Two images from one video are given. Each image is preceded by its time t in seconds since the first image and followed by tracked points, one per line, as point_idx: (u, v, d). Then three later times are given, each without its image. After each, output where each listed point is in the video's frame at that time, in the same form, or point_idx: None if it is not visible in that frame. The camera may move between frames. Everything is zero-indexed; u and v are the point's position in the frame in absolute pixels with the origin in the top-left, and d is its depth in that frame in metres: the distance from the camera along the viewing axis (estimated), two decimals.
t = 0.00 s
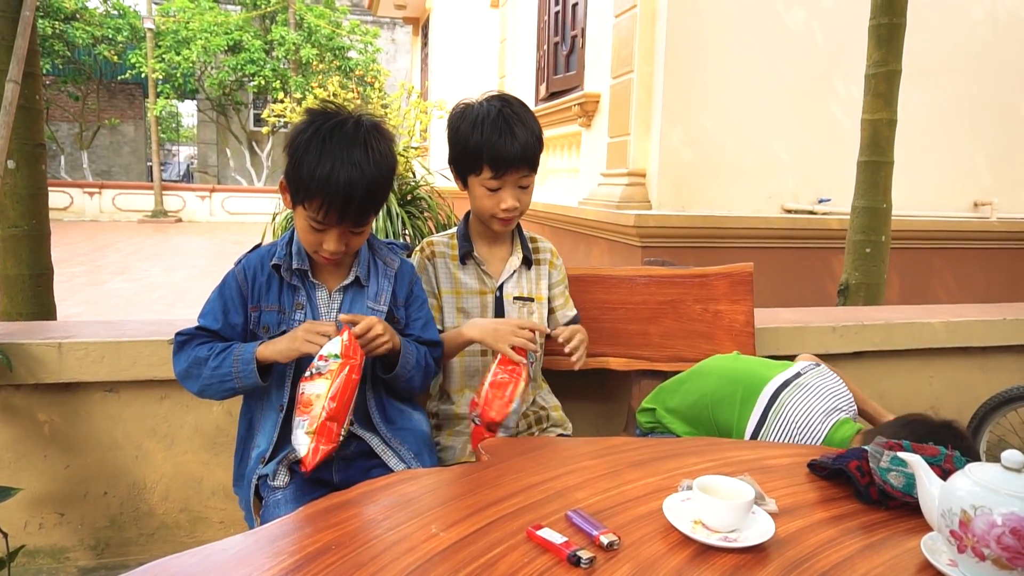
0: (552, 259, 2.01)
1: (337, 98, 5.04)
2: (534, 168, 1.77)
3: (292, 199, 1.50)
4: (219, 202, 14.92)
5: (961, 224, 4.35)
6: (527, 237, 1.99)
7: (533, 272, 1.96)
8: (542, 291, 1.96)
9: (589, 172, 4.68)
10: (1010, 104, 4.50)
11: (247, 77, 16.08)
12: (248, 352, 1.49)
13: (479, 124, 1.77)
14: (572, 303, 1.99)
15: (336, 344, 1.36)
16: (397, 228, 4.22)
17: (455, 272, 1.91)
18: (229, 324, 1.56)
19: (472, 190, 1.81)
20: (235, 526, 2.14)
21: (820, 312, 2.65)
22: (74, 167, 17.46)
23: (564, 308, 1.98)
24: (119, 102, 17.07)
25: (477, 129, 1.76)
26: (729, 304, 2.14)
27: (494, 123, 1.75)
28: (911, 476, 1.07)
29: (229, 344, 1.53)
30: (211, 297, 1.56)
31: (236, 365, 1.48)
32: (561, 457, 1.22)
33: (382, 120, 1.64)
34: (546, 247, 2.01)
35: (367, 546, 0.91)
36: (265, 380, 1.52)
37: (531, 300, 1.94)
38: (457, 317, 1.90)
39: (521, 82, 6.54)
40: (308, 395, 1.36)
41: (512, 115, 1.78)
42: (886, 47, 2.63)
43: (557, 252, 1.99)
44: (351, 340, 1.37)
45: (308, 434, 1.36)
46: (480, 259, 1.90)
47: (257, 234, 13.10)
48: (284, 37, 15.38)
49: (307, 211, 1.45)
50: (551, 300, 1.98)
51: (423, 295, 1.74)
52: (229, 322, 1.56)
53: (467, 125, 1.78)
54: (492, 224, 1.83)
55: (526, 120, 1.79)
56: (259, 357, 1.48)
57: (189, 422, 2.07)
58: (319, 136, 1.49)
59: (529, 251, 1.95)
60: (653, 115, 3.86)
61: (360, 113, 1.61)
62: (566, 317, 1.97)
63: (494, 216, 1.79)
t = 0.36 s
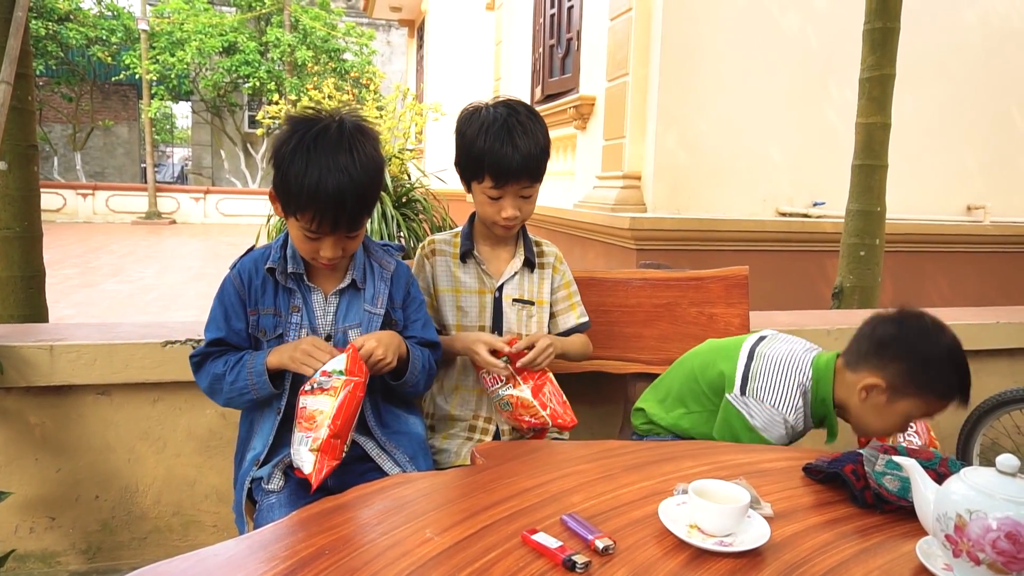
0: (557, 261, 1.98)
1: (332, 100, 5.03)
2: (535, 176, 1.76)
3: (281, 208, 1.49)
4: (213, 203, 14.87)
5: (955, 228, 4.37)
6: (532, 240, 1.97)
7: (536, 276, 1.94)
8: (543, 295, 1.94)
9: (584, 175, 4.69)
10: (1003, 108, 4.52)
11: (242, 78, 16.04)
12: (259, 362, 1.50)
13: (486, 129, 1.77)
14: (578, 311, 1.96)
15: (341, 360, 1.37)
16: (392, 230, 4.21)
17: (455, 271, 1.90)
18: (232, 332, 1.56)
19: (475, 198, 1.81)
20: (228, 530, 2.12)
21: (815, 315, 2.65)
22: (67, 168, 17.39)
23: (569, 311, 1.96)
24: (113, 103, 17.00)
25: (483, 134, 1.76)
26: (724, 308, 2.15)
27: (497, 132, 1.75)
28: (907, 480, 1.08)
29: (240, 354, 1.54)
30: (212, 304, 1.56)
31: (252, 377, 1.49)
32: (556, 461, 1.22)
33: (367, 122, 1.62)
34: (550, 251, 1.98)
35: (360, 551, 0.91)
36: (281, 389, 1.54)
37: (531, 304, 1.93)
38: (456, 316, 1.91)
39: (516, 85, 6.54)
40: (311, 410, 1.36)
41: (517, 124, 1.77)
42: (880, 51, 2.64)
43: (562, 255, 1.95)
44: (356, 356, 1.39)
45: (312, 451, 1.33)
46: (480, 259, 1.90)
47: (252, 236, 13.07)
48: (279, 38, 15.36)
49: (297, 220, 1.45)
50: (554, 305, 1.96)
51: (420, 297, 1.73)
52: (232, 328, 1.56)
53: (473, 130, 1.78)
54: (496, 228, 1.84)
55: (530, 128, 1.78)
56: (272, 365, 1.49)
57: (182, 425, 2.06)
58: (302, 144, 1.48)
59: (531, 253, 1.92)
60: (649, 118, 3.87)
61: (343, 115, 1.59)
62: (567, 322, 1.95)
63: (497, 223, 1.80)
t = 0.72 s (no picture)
0: (554, 259, 1.99)
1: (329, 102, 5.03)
2: (526, 184, 1.75)
3: (272, 220, 1.50)
4: (210, 204, 14.84)
5: (950, 233, 4.38)
6: (528, 242, 1.97)
7: (534, 278, 1.95)
8: (544, 294, 1.95)
9: (582, 179, 4.69)
10: (999, 113, 4.54)
11: (239, 79, 16.03)
12: (263, 368, 1.49)
13: (476, 140, 1.77)
14: (582, 302, 1.96)
15: (349, 364, 1.39)
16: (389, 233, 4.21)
17: (454, 278, 1.90)
18: (233, 334, 1.56)
19: (469, 208, 1.81)
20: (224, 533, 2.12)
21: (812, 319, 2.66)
22: (63, 168, 17.33)
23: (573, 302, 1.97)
24: (109, 104, 16.96)
25: (474, 145, 1.77)
26: (721, 312, 2.15)
27: (487, 142, 1.75)
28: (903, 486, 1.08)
29: (243, 360, 1.53)
30: (213, 305, 1.56)
31: (253, 383, 1.48)
32: (554, 466, 1.22)
33: (352, 129, 1.62)
34: (546, 250, 1.99)
35: (357, 556, 0.91)
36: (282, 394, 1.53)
37: (531, 305, 1.93)
38: (456, 321, 1.91)
39: (514, 88, 6.54)
40: (320, 413, 1.37)
41: (507, 136, 1.76)
42: (876, 56, 2.65)
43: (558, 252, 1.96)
44: (364, 360, 1.40)
45: (325, 456, 1.34)
46: (477, 266, 1.90)
47: (248, 237, 13.04)
48: (276, 40, 15.36)
49: (287, 231, 1.45)
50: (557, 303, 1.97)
51: (420, 301, 1.73)
52: (233, 329, 1.56)
53: (465, 140, 1.79)
54: (490, 237, 1.85)
55: (521, 138, 1.77)
56: (275, 372, 1.48)
57: (178, 427, 2.05)
58: (284, 155, 1.48)
59: (529, 255, 1.93)
60: (646, 122, 3.88)
61: (323, 122, 1.58)
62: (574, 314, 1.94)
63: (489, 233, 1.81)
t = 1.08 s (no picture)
0: (537, 242, 2.01)
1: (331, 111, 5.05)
2: (523, 205, 1.76)
3: (281, 215, 1.49)
4: (211, 212, 14.86)
5: (950, 241, 4.39)
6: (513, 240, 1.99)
7: (526, 273, 1.96)
8: (541, 280, 1.96)
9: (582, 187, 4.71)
10: (998, 122, 4.56)
11: (241, 87, 16.09)
12: (255, 386, 1.49)
13: (474, 157, 1.76)
14: (577, 258, 1.96)
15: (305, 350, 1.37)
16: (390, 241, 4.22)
17: (453, 287, 1.91)
18: (227, 350, 1.57)
19: (464, 227, 1.82)
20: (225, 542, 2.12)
21: (813, 328, 2.66)
22: (65, 175, 17.38)
23: (568, 264, 1.97)
24: (111, 111, 16.99)
25: (471, 165, 1.75)
26: (721, 321, 2.15)
27: (486, 159, 1.76)
28: (904, 497, 1.07)
29: (236, 377, 1.54)
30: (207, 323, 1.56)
31: (248, 403, 1.49)
32: (555, 477, 1.22)
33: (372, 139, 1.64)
34: (528, 239, 2.01)
35: (358, 568, 0.91)
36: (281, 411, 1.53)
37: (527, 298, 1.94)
38: (457, 330, 1.91)
39: (515, 96, 6.57)
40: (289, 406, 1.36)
41: (504, 156, 1.77)
42: (875, 65, 2.66)
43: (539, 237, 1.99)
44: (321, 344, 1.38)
45: (297, 448, 1.33)
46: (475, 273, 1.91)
47: (249, 244, 13.06)
48: (278, 48, 15.44)
49: (297, 227, 1.45)
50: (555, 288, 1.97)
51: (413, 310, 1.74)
52: (227, 346, 1.57)
53: (461, 160, 1.77)
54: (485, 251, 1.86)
55: (516, 160, 1.78)
56: (268, 391, 1.48)
57: (179, 436, 2.05)
58: (308, 153, 1.49)
59: (518, 253, 1.94)
60: (646, 130, 3.89)
61: (346, 129, 1.61)
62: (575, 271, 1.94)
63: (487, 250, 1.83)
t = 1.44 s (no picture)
0: (524, 254, 2.02)
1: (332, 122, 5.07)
2: (511, 224, 1.78)
3: (294, 227, 1.49)
4: (212, 221, 14.88)
5: (950, 251, 4.39)
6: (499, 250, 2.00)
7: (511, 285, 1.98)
8: (526, 294, 1.98)
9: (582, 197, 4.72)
10: (997, 133, 4.57)
11: (242, 98, 16.16)
12: (262, 407, 1.50)
13: (465, 172, 1.77)
14: (567, 276, 1.99)
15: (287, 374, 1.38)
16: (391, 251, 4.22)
17: (440, 298, 1.91)
18: (225, 364, 1.56)
19: (451, 239, 1.82)
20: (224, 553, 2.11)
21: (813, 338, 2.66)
22: (66, 185, 17.43)
23: (557, 282, 2.00)
24: (114, 122, 17.06)
25: (461, 182, 1.76)
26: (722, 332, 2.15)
27: (475, 176, 1.76)
28: (905, 509, 1.08)
29: (240, 392, 1.54)
30: (205, 336, 1.56)
31: (256, 423, 1.50)
32: (555, 488, 1.21)
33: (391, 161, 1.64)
34: (514, 250, 2.02)
35: None
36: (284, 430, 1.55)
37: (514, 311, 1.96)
38: (445, 340, 1.91)
39: (515, 107, 6.59)
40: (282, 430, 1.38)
41: (493, 175, 1.77)
42: (875, 77, 2.67)
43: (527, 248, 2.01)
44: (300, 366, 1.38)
45: (290, 472, 1.36)
46: (461, 285, 1.90)
47: (250, 254, 13.08)
48: (279, 59, 15.52)
49: (312, 242, 1.45)
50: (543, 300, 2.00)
51: (415, 319, 1.75)
52: (226, 358, 1.56)
53: (452, 177, 1.78)
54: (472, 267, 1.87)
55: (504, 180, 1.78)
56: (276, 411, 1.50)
57: (179, 446, 2.05)
58: (332, 171, 1.49)
59: (505, 265, 1.95)
60: (646, 141, 3.90)
61: (369, 150, 1.61)
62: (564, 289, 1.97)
63: (474, 265, 1.84)
